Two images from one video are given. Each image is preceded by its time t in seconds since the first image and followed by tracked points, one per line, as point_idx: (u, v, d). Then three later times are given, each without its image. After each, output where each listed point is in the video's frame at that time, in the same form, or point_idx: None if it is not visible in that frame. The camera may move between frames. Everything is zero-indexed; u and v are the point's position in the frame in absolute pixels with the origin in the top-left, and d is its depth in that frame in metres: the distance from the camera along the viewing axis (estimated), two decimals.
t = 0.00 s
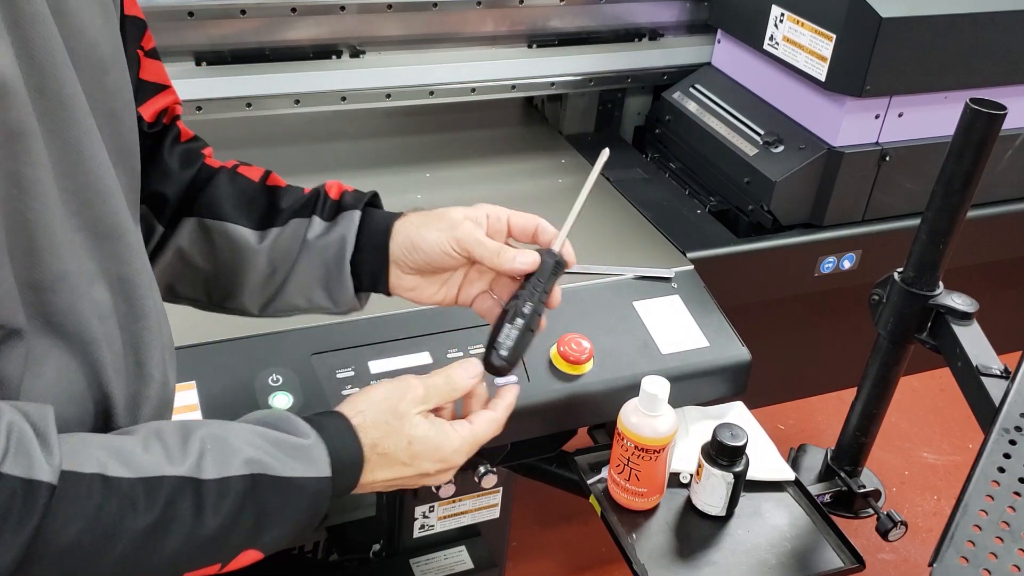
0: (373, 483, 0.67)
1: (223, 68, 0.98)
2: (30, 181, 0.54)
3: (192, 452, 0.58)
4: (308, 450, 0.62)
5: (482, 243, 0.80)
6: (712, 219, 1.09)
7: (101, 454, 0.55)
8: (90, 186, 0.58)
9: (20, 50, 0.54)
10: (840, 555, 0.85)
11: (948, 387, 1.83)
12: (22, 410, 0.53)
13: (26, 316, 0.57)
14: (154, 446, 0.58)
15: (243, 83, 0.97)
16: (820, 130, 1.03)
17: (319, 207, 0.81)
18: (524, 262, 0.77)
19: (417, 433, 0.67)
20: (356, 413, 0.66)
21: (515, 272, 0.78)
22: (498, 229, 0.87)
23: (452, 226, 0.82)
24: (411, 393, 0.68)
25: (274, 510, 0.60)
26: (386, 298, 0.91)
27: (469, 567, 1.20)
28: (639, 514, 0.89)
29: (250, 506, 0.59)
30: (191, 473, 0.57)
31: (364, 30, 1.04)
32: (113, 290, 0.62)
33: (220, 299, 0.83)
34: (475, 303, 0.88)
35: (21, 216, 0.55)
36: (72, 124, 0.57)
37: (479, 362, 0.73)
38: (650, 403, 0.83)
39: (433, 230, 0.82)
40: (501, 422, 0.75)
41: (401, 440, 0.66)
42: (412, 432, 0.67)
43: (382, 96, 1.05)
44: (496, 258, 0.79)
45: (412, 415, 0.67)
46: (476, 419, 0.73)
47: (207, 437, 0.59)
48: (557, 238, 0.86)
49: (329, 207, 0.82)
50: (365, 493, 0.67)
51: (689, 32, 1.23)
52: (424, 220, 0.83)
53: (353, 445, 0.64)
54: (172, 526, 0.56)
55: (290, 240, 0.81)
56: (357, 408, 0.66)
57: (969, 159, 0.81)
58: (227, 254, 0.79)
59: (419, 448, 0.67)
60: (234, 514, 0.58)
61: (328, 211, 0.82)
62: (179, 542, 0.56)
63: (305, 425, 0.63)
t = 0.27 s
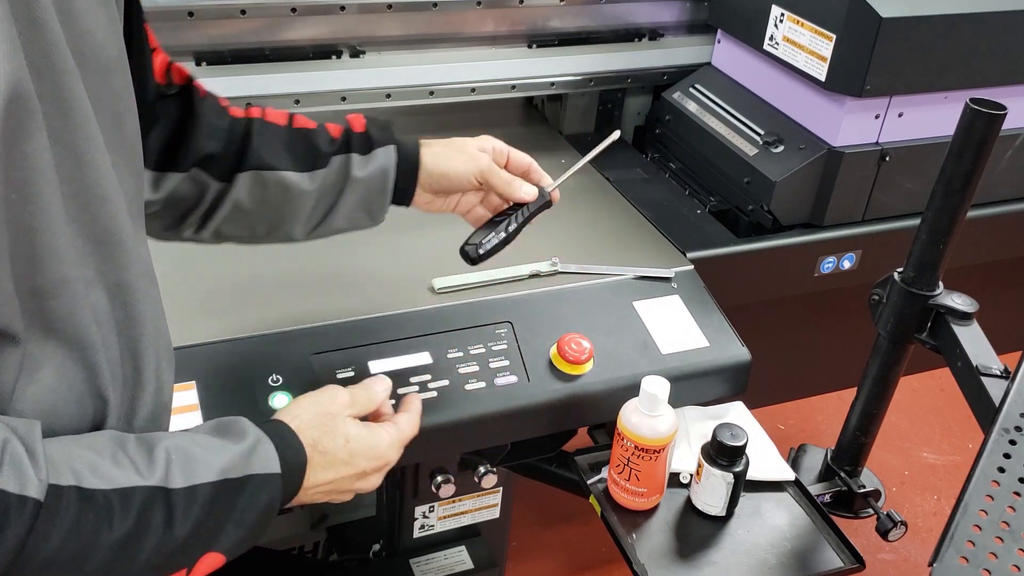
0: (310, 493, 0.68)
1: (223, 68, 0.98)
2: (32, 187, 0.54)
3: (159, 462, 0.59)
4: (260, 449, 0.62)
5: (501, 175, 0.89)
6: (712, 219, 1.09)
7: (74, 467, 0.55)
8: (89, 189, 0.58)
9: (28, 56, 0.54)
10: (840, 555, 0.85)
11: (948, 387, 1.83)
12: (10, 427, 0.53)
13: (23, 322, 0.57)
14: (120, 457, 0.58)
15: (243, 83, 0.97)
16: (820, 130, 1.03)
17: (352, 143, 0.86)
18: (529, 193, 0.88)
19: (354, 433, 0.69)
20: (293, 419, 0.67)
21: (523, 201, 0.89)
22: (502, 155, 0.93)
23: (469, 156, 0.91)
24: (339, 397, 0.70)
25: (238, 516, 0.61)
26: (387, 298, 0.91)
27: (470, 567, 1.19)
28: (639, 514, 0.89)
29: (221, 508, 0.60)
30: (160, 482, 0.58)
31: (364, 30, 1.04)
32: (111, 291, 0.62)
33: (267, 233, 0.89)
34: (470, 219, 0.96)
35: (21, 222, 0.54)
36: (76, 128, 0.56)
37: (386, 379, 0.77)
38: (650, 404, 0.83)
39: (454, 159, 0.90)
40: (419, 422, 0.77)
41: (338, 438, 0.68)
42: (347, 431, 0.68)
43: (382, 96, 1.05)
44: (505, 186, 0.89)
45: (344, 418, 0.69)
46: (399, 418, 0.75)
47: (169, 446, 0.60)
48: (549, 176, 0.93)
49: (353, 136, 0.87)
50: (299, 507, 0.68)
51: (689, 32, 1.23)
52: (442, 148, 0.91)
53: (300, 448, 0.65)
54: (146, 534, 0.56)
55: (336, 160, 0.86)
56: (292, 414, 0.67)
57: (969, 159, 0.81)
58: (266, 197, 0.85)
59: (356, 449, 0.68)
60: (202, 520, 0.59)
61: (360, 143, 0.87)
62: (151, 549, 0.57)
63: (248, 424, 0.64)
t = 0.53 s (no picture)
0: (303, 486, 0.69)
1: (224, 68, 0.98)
2: (28, 191, 0.54)
3: (156, 455, 0.59)
4: (253, 436, 0.63)
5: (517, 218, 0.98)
6: (712, 219, 1.09)
7: (72, 461, 0.55)
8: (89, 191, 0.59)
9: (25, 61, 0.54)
10: (840, 555, 0.85)
11: (948, 387, 1.83)
12: (5, 423, 0.53)
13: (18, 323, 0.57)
14: (116, 451, 0.58)
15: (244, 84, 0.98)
16: (819, 130, 1.03)
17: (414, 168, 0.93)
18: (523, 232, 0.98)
19: (348, 421, 0.70)
20: (287, 410, 0.69)
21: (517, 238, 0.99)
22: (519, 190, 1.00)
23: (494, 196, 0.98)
24: (326, 387, 0.72)
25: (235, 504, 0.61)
26: (387, 298, 0.91)
27: (470, 567, 1.19)
28: (639, 514, 0.89)
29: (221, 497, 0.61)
30: (158, 474, 0.58)
31: (365, 31, 1.04)
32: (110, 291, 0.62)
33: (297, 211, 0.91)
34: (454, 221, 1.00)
35: (19, 226, 0.54)
36: (73, 132, 0.57)
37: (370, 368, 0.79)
38: (650, 404, 0.83)
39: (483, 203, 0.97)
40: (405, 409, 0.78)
41: (331, 425, 0.69)
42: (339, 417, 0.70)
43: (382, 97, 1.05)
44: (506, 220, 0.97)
45: (336, 407, 0.71)
46: (386, 405, 0.76)
47: (163, 441, 0.60)
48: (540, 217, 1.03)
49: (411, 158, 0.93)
50: (290, 500, 0.68)
51: (689, 33, 1.23)
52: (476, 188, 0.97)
53: (295, 437, 0.66)
54: (145, 524, 0.57)
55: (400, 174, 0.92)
56: (283, 405, 0.69)
57: (969, 159, 0.81)
58: (318, 188, 0.89)
59: (348, 435, 0.70)
60: (200, 509, 0.60)
61: (421, 172, 0.93)
62: (150, 539, 0.57)
63: (238, 414, 0.64)
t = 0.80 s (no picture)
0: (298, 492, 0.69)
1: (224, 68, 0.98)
2: (30, 195, 0.54)
3: (154, 462, 0.59)
4: (249, 443, 0.63)
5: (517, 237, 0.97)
6: (712, 219, 1.09)
7: (71, 466, 0.55)
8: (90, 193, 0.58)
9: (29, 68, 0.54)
10: (840, 555, 0.85)
11: (948, 387, 1.83)
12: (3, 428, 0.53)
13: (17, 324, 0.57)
14: (115, 456, 0.58)
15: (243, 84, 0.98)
16: (819, 130, 1.03)
17: (422, 189, 0.94)
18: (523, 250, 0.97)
19: (343, 427, 0.70)
20: (283, 417, 0.69)
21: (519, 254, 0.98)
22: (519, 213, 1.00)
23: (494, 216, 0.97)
24: (323, 393, 0.72)
25: (231, 508, 0.61)
26: (387, 298, 0.91)
27: (469, 567, 1.19)
28: (639, 514, 0.89)
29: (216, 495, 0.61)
30: (155, 481, 0.58)
31: (364, 31, 1.04)
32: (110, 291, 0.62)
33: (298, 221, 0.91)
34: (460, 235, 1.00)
35: (18, 226, 0.54)
36: (75, 134, 0.57)
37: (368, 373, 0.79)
38: (650, 404, 0.83)
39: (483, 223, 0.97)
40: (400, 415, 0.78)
41: (326, 433, 0.69)
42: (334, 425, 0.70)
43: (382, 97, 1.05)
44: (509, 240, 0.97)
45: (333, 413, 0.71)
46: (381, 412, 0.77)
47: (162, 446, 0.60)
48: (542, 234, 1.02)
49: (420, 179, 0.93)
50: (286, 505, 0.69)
51: (689, 33, 1.23)
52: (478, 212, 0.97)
53: (290, 443, 0.66)
54: (142, 530, 0.57)
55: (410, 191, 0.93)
56: (280, 412, 0.69)
57: (969, 159, 0.81)
58: (327, 202, 0.89)
59: (344, 442, 0.70)
60: (196, 514, 0.60)
61: (429, 193, 0.94)
62: (147, 545, 0.57)
63: (235, 419, 0.64)
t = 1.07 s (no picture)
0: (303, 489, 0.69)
1: (224, 67, 0.98)
2: (41, 201, 0.54)
3: (161, 466, 0.60)
4: (252, 444, 0.63)
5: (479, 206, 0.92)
6: (712, 219, 1.09)
7: (80, 473, 0.56)
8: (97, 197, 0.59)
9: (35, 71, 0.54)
10: (840, 555, 0.85)
11: (948, 387, 1.83)
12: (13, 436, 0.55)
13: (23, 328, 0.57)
14: (123, 461, 0.59)
15: (244, 83, 0.98)
16: (819, 130, 1.03)
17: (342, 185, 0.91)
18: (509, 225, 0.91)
19: (344, 422, 0.70)
20: (285, 413, 0.69)
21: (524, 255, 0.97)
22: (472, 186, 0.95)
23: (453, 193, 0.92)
24: (326, 388, 0.72)
25: (236, 514, 0.62)
26: (387, 298, 0.91)
27: (470, 567, 1.19)
28: (639, 514, 0.89)
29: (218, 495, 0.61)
30: (161, 485, 0.59)
31: (365, 31, 1.04)
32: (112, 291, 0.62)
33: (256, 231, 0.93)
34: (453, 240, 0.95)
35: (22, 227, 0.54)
36: (85, 141, 0.57)
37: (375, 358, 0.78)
38: (650, 404, 0.83)
39: (440, 203, 0.91)
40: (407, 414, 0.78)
41: (327, 430, 0.70)
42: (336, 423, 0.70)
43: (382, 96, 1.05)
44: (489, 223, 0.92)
45: (334, 408, 0.71)
46: (386, 409, 0.76)
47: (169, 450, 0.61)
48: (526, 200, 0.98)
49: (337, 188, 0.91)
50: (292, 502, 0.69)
51: (689, 33, 1.23)
52: (423, 198, 0.91)
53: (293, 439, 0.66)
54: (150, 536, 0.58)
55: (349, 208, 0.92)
56: (282, 408, 0.70)
57: (969, 159, 0.81)
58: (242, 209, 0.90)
59: (346, 440, 0.70)
60: (202, 519, 0.60)
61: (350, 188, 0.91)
62: (155, 550, 0.58)
63: (239, 421, 0.64)
